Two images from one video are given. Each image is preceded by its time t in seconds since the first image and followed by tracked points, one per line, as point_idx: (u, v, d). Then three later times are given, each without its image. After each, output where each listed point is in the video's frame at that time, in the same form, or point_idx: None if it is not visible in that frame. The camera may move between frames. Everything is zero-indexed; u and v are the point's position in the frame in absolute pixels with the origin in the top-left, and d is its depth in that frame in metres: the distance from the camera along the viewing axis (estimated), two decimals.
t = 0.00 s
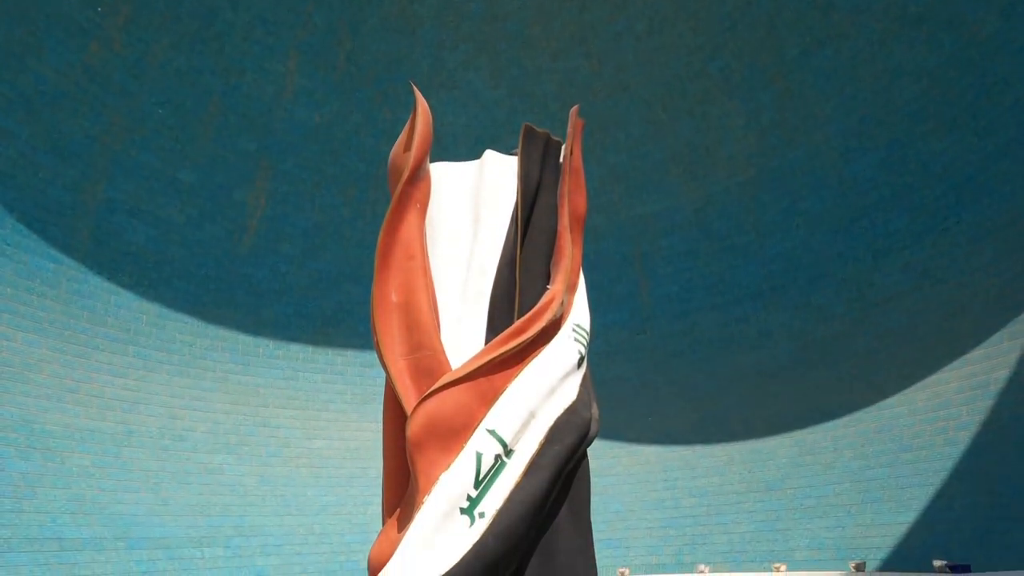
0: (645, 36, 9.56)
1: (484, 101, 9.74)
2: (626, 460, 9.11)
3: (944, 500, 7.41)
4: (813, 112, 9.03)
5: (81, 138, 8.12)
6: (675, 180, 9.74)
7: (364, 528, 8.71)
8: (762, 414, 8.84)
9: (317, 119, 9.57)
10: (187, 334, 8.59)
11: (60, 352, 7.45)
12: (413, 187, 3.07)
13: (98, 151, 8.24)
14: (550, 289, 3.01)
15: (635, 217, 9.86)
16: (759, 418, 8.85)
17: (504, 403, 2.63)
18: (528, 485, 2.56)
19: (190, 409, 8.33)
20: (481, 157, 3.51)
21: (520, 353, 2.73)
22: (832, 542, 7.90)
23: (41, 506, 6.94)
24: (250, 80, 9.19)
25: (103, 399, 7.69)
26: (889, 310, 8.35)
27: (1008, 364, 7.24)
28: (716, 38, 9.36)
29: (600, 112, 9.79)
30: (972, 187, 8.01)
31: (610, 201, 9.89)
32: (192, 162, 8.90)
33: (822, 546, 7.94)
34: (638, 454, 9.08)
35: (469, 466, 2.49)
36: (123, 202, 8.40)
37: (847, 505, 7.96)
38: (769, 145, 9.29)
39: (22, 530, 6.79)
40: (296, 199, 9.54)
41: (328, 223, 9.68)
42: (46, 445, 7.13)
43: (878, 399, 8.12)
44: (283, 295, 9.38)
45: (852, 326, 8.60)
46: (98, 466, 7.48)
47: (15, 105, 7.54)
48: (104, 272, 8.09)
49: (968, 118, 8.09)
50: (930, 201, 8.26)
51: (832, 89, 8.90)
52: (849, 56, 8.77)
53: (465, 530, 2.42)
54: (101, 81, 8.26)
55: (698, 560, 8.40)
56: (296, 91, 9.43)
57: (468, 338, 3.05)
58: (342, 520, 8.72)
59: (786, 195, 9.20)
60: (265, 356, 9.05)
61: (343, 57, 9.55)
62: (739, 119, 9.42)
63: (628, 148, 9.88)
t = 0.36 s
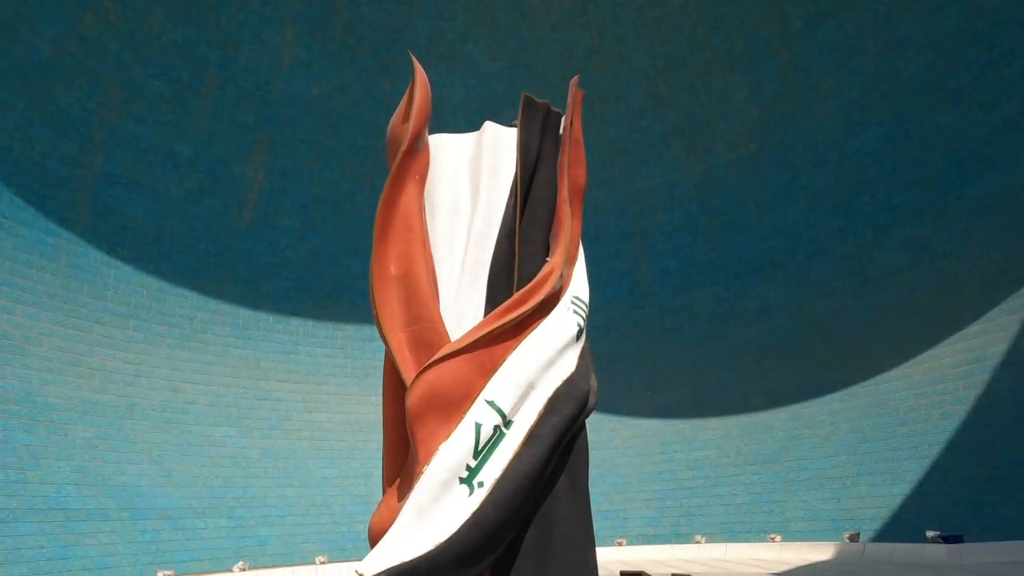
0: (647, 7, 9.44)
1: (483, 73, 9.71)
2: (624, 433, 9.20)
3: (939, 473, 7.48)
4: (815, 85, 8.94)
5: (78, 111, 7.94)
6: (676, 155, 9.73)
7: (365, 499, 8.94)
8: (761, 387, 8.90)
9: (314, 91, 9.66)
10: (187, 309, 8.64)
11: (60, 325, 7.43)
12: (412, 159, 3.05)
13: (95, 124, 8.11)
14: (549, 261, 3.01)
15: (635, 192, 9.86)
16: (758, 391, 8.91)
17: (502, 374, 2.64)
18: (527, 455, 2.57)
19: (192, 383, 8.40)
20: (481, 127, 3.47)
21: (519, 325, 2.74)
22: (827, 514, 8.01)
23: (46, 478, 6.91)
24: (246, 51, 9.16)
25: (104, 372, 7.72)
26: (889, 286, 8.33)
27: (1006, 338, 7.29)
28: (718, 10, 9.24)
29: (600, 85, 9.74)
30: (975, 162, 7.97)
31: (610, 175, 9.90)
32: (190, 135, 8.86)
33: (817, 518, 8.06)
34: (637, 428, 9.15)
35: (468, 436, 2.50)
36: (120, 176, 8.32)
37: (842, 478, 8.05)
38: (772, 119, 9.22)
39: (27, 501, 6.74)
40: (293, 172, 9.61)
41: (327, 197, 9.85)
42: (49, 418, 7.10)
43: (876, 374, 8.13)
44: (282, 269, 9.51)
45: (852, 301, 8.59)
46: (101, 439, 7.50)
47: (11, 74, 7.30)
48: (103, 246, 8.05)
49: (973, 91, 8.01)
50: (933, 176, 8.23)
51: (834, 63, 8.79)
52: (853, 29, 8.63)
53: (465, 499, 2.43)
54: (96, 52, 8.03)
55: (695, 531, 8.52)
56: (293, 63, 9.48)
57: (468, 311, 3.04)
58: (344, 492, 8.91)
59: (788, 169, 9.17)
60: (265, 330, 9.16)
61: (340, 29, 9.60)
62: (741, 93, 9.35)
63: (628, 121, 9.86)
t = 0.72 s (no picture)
0: None
1: (484, 50, 9.62)
2: (624, 410, 9.26)
3: (935, 450, 7.48)
4: (819, 62, 8.95)
5: (74, 87, 7.88)
6: (677, 133, 9.81)
7: (367, 475, 8.93)
8: (760, 365, 8.95)
9: (313, 68, 9.60)
10: (187, 286, 8.65)
11: (61, 303, 7.47)
12: (412, 134, 3.03)
13: (92, 100, 8.06)
14: (550, 238, 3.01)
15: (637, 169, 9.91)
16: (757, 369, 8.96)
17: (503, 350, 2.65)
18: (527, 430, 2.58)
19: (194, 360, 8.43)
20: (481, 103, 3.45)
21: (519, 301, 2.74)
22: (824, 490, 8.08)
23: (50, 453, 7.00)
24: (243, 26, 9.10)
25: (106, 349, 7.77)
26: (889, 265, 8.32)
27: (1005, 318, 7.24)
28: None
29: (601, 62, 9.80)
30: (977, 140, 7.88)
31: (611, 154, 9.93)
32: (189, 112, 8.81)
33: (815, 494, 8.13)
34: (637, 405, 9.21)
35: (468, 412, 2.53)
36: (118, 153, 8.28)
37: (839, 455, 8.11)
38: (774, 97, 9.27)
39: (32, 476, 6.84)
40: (292, 150, 9.56)
41: (326, 175, 9.78)
42: (52, 395, 7.18)
43: (875, 352, 8.18)
44: (283, 248, 9.50)
45: (853, 280, 8.59)
46: (104, 415, 7.56)
47: (6, 50, 7.25)
48: (103, 223, 8.05)
49: (978, 68, 7.92)
50: (935, 154, 8.17)
51: (839, 39, 8.78)
52: (856, 5, 8.64)
53: (465, 475, 2.46)
54: (92, 28, 7.96)
55: (692, 506, 8.60)
56: (291, 38, 9.41)
57: (469, 286, 3.04)
58: (346, 469, 8.92)
59: (790, 147, 9.19)
60: (266, 308, 9.18)
61: (338, 4, 9.53)
62: (744, 70, 9.42)
63: (630, 99, 9.92)
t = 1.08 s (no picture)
0: None
1: (485, 24, 9.51)
2: (624, 386, 9.33)
3: (934, 425, 7.48)
4: (824, 35, 8.90)
5: (70, 62, 7.81)
6: (679, 109, 9.88)
7: (370, 450, 8.99)
8: (760, 341, 9.00)
9: (312, 42, 9.65)
10: (189, 263, 8.67)
11: (63, 281, 7.50)
12: (412, 109, 3.00)
13: (89, 75, 7.99)
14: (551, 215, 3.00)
15: (638, 145, 10.01)
16: (756, 346, 9.02)
17: (504, 327, 2.66)
18: (528, 406, 2.59)
19: (196, 336, 8.47)
20: (482, 77, 3.41)
21: (521, 278, 2.74)
22: (822, 466, 8.12)
23: (56, 429, 7.05)
24: None
25: (108, 325, 7.80)
26: (892, 242, 8.29)
27: (1007, 295, 7.20)
28: None
29: (603, 36, 9.88)
30: (983, 115, 7.78)
31: (612, 129, 10.06)
32: (187, 87, 8.76)
33: (813, 469, 8.17)
34: (637, 382, 9.29)
35: (470, 388, 2.54)
36: (117, 129, 8.22)
37: (838, 431, 8.14)
38: (780, 71, 9.24)
39: (39, 451, 6.89)
40: (293, 125, 9.58)
41: (328, 151, 9.80)
42: (56, 371, 7.22)
43: (875, 329, 8.19)
44: (283, 225, 9.51)
45: (854, 257, 8.58)
46: (108, 391, 7.60)
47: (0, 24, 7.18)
48: (102, 200, 8.03)
49: (986, 41, 7.80)
50: (939, 129, 8.11)
51: (846, 11, 8.71)
52: None
53: (467, 450, 2.48)
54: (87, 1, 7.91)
55: (692, 482, 8.67)
56: (290, 12, 9.47)
57: (470, 264, 3.04)
58: (349, 444, 8.99)
59: (794, 123, 9.17)
60: (267, 285, 9.21)
61: None
62: (749, 44, 9.41)
63: (632, 74, 9.99)
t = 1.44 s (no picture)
0: None
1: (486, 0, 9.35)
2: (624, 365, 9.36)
3: (933, 405, 7.50)
4: (831, 12, 8.79)
5: (68, 39, 7.75)
6: (683, 87, 9.85)
7: (372, 428, 9.05)
8: (761, 321, 9.02)
9: (312, 18, 9.56)
10: (190, 243, 8.67)
11: (65, 260, 7.50)
12: (412, 85, 2.97)
13: (88, 53, 7.94)
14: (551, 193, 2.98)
15: (641, 123, 10.05)
16: (758, 326, 9.03)
17: (504, 305, 2.66)
18: (528, 384, 2.59)
19: (198, 315, 8.49)
20: (483, 53, 3.37)
21: (521, 257, 2.73)
22: (821, 445, 8.18)
23: (60, 407, 7.10)
24: None
25: (111, 304, 7.82)
26: (895, 222, 8.25)
27: (1010, 275, 7.20)
28: None
29: (606, 13, 9.91)
30: (991, 93, 7.71)
31: (615, 107, 10.14)
32: (186, 64, 8.71)
33: (812, 448, 8.21)
34: (638, 361, 9.34)
35: (470, 366, 2.55)
36: (116, 107, 8.17)
37: (838, 410, 8.18)
38: (785, 47, 9.17)
39: (44, 429, 6.94)
40: (293, 103, 9.53)
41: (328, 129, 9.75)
42: (60, 349, 7.26)
43: (877, 309, 8.18)
44: (284, 204, 9.48)
45: (857, 236, 8.54)
46: (112, 369, 7.64)
47: None
48: (103, 178, 8.00)
49: (995, 18, 7.71)
50: (946, 107, 8.02)
51: None
52: None
53: (467, 427, 2.49)
54: None
55: (692, 460, 8.73)
56: None
57: (470, 242, 3.03)
58: (351, 422, 9.04)
59: (799, 101, 9.11)
60: (268, 264, 9.22)
61: None
62: (754, 21, 9.33)
63: (636, 52, 9.96)
